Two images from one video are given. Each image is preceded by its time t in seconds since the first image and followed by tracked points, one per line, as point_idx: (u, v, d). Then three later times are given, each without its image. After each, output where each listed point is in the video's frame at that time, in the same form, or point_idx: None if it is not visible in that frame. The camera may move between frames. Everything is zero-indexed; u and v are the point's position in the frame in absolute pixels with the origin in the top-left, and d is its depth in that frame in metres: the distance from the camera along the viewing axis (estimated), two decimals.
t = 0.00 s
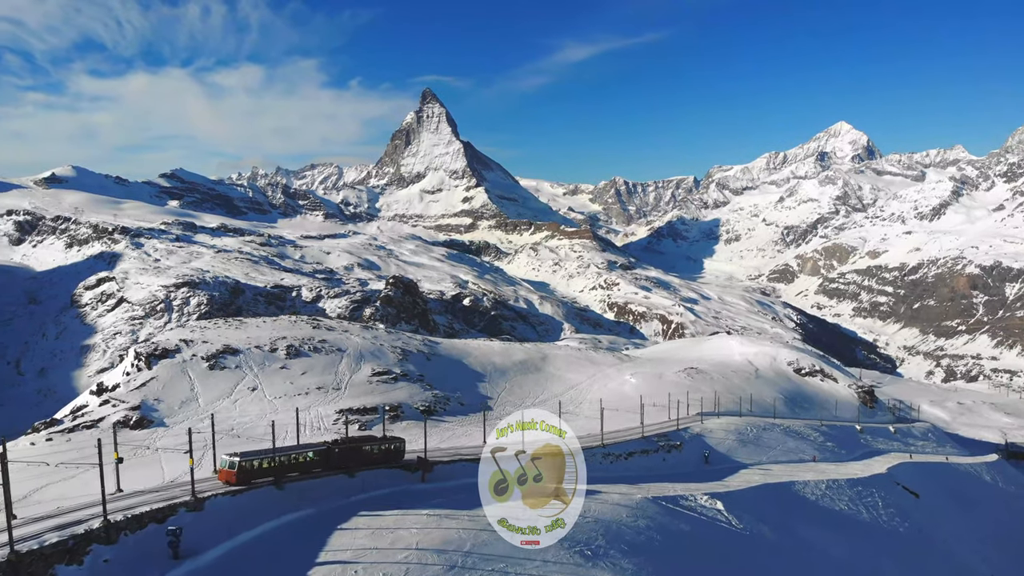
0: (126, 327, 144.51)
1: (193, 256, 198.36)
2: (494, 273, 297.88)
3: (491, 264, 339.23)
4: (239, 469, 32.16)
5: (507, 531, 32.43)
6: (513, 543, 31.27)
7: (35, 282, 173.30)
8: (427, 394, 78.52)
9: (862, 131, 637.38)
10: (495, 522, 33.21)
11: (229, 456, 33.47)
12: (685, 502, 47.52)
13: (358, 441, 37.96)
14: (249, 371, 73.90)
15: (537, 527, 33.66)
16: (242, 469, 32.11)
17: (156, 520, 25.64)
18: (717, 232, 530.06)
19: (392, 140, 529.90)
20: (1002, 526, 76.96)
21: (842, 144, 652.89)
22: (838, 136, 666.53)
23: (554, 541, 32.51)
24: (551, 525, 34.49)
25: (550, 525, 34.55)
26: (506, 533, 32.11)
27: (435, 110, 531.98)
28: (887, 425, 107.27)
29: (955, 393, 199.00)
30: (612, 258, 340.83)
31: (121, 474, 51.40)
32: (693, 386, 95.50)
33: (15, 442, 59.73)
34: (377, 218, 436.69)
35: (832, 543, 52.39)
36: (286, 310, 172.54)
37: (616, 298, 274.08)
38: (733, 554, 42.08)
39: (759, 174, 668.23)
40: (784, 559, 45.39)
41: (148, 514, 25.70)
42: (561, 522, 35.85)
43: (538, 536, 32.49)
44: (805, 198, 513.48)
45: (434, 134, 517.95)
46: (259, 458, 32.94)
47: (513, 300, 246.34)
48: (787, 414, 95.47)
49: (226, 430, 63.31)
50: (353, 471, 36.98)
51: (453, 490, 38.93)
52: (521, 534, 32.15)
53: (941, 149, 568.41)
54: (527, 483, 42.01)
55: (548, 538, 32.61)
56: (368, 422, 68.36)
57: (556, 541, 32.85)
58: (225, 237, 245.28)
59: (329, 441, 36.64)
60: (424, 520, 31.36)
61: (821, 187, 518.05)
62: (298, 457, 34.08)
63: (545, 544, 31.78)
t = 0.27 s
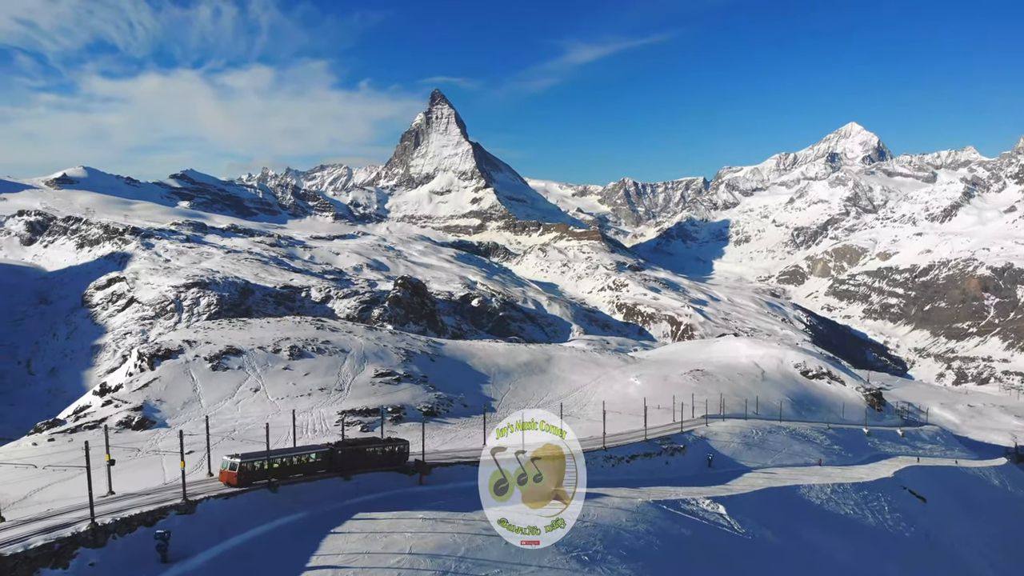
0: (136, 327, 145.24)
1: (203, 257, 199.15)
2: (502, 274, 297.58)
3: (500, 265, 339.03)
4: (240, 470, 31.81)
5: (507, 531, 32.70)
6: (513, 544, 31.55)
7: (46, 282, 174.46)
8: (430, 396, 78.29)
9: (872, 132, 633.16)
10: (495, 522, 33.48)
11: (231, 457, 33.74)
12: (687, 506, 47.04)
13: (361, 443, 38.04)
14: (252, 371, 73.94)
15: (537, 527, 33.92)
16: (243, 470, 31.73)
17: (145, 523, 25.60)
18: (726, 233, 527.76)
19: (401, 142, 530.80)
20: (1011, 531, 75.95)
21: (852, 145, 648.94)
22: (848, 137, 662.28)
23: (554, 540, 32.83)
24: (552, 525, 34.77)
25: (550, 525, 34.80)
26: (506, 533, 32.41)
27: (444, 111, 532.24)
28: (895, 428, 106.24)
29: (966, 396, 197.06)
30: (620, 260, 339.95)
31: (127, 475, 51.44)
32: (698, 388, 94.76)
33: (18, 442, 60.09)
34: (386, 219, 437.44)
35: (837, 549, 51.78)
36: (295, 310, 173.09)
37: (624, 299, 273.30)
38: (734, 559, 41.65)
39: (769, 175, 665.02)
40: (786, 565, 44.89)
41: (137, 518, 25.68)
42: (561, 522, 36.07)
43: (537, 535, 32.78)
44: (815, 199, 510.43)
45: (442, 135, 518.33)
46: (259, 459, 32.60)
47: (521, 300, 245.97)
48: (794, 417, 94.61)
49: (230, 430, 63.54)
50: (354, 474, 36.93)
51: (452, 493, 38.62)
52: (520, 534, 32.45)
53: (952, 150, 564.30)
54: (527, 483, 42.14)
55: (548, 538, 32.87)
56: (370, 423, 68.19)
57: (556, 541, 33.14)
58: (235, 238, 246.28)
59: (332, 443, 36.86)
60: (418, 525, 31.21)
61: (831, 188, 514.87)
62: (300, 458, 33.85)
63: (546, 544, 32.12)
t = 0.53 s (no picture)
0: (146, 327, 145.84)
1: (212, 257, 199.74)
2: (510, 275, 297.27)
3: (507, 265, 338.88)
4: (241, 471, 33.03)
5: (508, 531, 33.10)
6: (514, 543, 31.95)
7: (56, 283, 175.45)
8: (433, 397, 77.94)
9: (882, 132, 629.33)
10: (496, 523, 33.84)
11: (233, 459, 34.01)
12: (689, 509, 46.69)
13: (364, 446, 38.06)
14: (255, 372, 73.95)
15: (537, 527, 34.38)
16: (244, 470, 32.99)
17: (136, 526, 25.92)
18: (735, 234, 525.39)
19: (409, 143, 531.56)
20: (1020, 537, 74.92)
21: (861, 145, 645.36)
22: (858, 138, 658.13)
23: (553, 541, 33.25)
24: (551, 525, 35.19)
25: (550, 525, 35.16)
26: (507, 532, 32.78)
27: (452, 112, 532.34)
28: (902, 431, 105.27)
29: (974, 398, 195.49)
30: (628, 261, 339.10)
31: (132, 477, 51.53)
32: (704, 390, 93.94)
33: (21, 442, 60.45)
34: (394, 220, 438.18)
35: (841, 554, 51.24)
36: (304, 311, 173.45)
37: (632, 300, 272.57)
38: (735, 563, 41.32)
39: (778, 176, 662.10)
40: (788, 570, 44.45)
41: (127, 521, 25.79)
42: (560, 522, 36.33)
43: (537, 535, 33.21)
44: (824, 200, 507.51)
45: (450, 136, 518.74)
46: (258, 460, 33.67)
47: (529, 301, 245.61)
48: (799, 419, 93.82)
49: (231, 431, 63.65)
50: (360, 475, 37.46)
51: (451, 497, 38.31)
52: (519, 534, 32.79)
53: (962, 151, 560.77)
54: (526, 483, 42.15)
55: (548, 538, 33.31)
56: (372, 425, 67.95)
57: (556, 542, 33.43)
58: (244, 239, 247.06)
59: (336, 445, 37.06)
60: (414, 529, 30.99)
61: (841, 189, 511.84)
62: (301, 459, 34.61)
63: (546, 544, 32.48)
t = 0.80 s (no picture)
0: (153, 327, 146.21)
1: (219, 258, 200.23)
2: (516, 276, 297.06)
3: (513, 266, 338.71)
4: (240, 473, 32.19)
5: (508, 532, 33.83)
6: (514, 543, 32.77)
7: (64, 283, 176.23)
8: (433, 399, 77.66)
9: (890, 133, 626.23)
10: (496, 523, 34.51)
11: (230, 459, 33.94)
12: (687, 514, 46.23)
13: (366, 447, 37.68)
14: (254, 373, 73.88)
15: (537, 527, 35.00)
16: (243, 472, 32.24)
17: (120, 529, 26.03)
18: (741, 235, 523.70)
19: (415, 144, 532.08)
20: None
21: (869, 146, 642.58)
22: (865, 139, 654.94)
23: (553, 541, 33.85)
24: (551, 525, 35.81)
25: (550, 525, 35.78)
26: (507, 533, 33.52)
27: (458, 113, 532.50)
28: (906, 434, 104.44)
29: (981, 400, 194.02)
30: (634, 262, 338.43)
31: (133, 478, 51.52)
32: (706, 392, 93.30)
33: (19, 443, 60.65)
34: (400, 221, 438.72)
35: (841, 559, 50.73)
36: (311, 312, 173.72)
37: (638, 301, 271.91)
38: (734, 568, 41.00)
39: (785, 177, 659.82)
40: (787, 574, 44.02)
41: (112, 524, 26.08)
42: (560, 522, 36.88)
43: (537, 536, 33.85)
44: (831, 201, 505.29)
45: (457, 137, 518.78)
46: (259, 461, 32.97)
47: (535, 302, 245.41)
48: (802, 421, 93.12)
49: (228, 432, 63.63)
50: (361, 476, 37.02)
51: (445, 500, 38.10)
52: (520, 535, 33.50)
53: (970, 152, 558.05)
54: (526, 482, 42.24)
55: (548, 539, 33.94)
56: (371, 426, 67.83)
57: (555, 542, 34.02)
58: (251, 239, 247.70)
59: (337, 445, 36.62)
60: (405, 532, 30.81)
61: (848, 191, 509.37)
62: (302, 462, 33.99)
63: (544, 545, 33.05)
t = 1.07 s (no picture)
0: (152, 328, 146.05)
1: (218, 258, 200.05)
2: (516, 277, 296.82)
3: (513, 267, 338.61)
4: (228, 474, 33.01)
5: (508, 532, 34.40)
6: (513, 543, 33.39)
7: (63, 284, 176.11)
8: (427, 400, 77.33)
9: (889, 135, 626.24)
10: (497, 523, 35.14)
11: (221, 461, 34.21)
12: (678, 516, 45.92)
13: (357, 449, 38.24)
14: (246, 374, 73.63)
15: (537, 527, 35.68)
16: (232, 473, 33.05)
17: (97, 532, 26.16)
18: (741, 237, 523.64)
19: (415, 145, 531.86)
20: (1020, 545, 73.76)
21: (869, 148, 642.86)
22: (865, 140, 654.95)
23: (553, 541, 34.43)
24: (551, 525, 36.40)
25: (550, 525, 36.38)
26: (507, 533, 34.11)
27: (458, 115, 532.32)
28: (903, 436, 104.12)
29: (980, 402, 193.68)
30: (634, 263, 338.28)
31: (126, 479, 51.34)
32: (701, 394, 93.01)
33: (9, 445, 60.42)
34: (400, 222, 438.46)
35: (833, 562, 50.45)
36: (310, 313, 173.57)
37: (638, 303, 271.68)
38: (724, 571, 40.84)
39: (785, 178, 659.95)
40: None
41: (88, 527, 26.15)
42: (560, 522, 37.56)
43: (537, 536, 34.53)
44: (831, 203, 505.29)
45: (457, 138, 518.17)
46: (249, 463, 33.73)
47: (534, 303, 245.25)
48: (798, 423, 92.79)
49: (220, 433, 63.35)
50: (352, 479, 37.55)
51: (433, 503, 37.90)
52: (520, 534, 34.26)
53: (970, 154, 558.49)
54: (526, 483, 42.72)
55: (548, 539, 34.56)
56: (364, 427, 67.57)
57: (555, 542, 34.60)
58: (251, 240, 247.69)
59: (328, 448, 37.02)
60: (389, 536, 30.62)
61: (848, 192, 509.37)
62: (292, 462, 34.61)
63: (544, 545, 33.70)
